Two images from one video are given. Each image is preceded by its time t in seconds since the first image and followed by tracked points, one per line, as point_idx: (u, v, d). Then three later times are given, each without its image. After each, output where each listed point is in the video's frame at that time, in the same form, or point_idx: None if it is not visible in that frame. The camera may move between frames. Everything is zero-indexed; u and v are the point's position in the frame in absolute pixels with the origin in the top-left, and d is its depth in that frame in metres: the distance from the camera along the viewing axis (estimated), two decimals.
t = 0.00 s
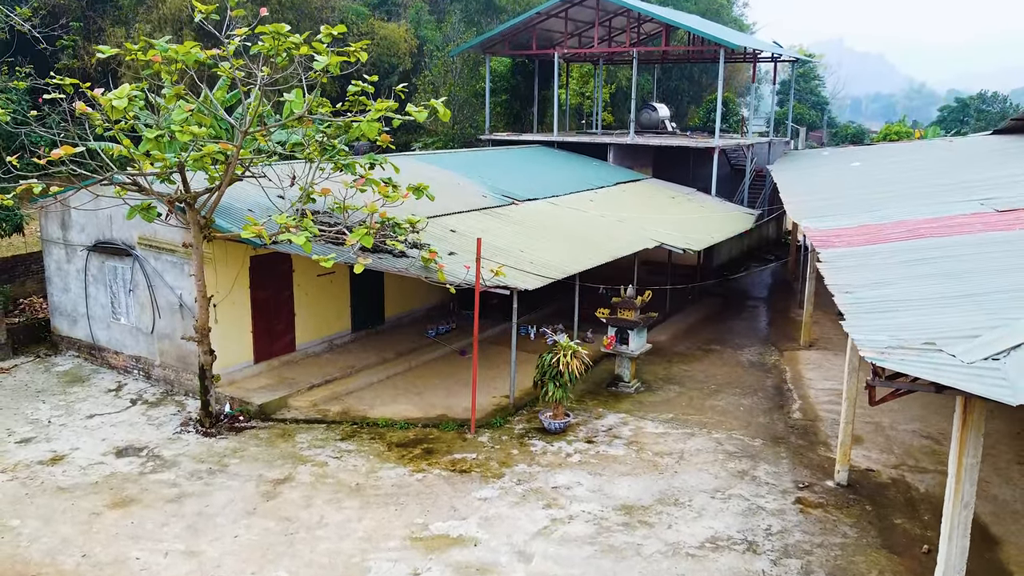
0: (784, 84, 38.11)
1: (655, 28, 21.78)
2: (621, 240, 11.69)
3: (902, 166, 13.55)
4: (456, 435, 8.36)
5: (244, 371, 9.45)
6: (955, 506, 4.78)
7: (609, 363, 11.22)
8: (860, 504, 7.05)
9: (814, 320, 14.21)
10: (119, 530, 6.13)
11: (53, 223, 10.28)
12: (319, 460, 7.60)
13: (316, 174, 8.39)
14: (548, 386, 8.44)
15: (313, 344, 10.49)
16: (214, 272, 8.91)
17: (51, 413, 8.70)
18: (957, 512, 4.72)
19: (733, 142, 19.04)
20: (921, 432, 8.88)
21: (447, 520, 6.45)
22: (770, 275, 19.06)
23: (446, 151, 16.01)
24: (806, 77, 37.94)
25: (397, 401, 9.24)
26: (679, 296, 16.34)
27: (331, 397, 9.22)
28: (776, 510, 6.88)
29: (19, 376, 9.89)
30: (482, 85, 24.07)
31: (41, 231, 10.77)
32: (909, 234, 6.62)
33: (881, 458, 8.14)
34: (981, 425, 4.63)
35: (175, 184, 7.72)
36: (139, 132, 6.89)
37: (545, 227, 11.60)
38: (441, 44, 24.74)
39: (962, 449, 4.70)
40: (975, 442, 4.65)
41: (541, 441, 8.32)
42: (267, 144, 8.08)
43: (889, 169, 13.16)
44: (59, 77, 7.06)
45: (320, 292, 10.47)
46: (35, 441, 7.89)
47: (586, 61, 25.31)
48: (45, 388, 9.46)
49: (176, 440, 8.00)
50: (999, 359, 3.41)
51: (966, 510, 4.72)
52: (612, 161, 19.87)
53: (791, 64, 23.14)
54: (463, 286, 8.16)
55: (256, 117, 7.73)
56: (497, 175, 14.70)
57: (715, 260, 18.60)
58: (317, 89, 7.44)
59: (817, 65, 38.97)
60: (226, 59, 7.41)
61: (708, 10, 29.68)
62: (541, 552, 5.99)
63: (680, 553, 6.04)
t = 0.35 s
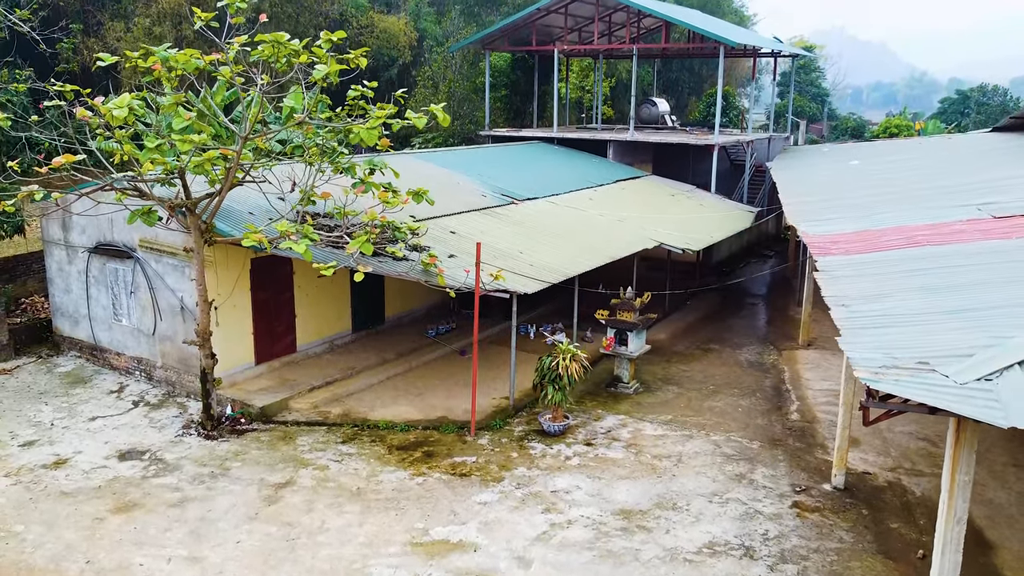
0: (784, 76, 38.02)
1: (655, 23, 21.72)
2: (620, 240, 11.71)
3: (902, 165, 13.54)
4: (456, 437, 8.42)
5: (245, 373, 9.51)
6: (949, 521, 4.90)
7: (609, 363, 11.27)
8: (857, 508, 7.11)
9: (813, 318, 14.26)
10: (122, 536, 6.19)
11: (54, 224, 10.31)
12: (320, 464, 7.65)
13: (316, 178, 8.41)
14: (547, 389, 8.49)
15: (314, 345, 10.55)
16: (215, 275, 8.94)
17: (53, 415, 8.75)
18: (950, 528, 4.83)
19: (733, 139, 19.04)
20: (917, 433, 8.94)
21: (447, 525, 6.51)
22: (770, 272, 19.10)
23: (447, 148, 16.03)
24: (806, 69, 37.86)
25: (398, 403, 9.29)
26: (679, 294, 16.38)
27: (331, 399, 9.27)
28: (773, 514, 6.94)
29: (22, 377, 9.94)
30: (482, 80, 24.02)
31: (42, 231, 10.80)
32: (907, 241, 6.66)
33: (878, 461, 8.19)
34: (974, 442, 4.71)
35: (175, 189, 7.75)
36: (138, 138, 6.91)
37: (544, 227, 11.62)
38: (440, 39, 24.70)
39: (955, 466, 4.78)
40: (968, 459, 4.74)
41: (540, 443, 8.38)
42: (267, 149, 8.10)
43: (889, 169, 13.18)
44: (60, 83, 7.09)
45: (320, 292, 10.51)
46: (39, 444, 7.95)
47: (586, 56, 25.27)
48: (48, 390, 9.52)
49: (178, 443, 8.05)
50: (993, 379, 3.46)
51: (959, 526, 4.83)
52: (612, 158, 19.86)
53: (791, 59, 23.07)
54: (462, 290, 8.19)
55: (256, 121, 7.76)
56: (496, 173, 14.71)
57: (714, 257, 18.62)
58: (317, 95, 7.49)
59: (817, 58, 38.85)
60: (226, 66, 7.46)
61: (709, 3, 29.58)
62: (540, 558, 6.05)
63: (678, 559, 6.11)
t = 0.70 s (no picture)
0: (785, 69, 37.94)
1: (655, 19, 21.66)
2: (620, 241, 11.75)
3: (902, 165, 13.54)
4: (456, 440, 8.49)
5: (246, 375, 9.57)
6: (941, 538, 4.99)
7: (608, 364, 11.33)
8: (853, 512, 7.18)
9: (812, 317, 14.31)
10: (126, 542, 6.27)
11: (56, 226, 10.34)
12: (321, 468, 7.72)
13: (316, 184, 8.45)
14: (547, 393, 8.56)
15: (315, 346, 10.61)
16: (217, 279, 9.00)
17: (56, 417, 8.82)
18: (943, 545, 4.93)
19: (733, 136, 19.02)
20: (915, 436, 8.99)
21: (447, 531, 6.58)
22: (768, 269, 19.13)
23: (446, 146, 16.05)
24: (806, 61, 37.77)
25: (398, 406, 9.35)
26: (678, 292, 16.42)
27: (332, 401, 9.34)
28: (770, 519, 7.01)
29: (24, 378, 10.01)
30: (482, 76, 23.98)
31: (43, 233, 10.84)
32: (904, 249, 6.68)
33: (875, 464, 8.25)
34: (965, 463, 4.82)
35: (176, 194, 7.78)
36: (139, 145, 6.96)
37: (544, 228, 11.65)
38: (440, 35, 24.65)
39: (948, 485, 4.88)
40: (960, 479, 4.84)
41: (539, 446, 8.45)
42: (267, 155, 8.13)
43: (888, 169, 13.18)
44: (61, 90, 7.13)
45: (321, 294, 10.55)
46: (42, 448, 8.01)
47: (586, 51, 25.23)
48: (51, 392, 9.58)
49: (181, 446, 8.12)
50: (985, 402, 3.52)
51: (951, 542, 4.93)
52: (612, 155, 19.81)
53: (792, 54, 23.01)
54: (462, 294, 8.25)
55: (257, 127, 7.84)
56: (496, 172, 14.71)
57: (713, 254, 18.66)
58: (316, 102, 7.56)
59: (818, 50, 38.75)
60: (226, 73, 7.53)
61: None
62: (539, 564, 6.13)
63: (675, 565, 6.18)
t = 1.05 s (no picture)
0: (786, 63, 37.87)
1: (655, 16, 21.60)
2: (619, 242, 11.79)
3: (902, 165, 13.53)
4: (456, 443, 8.55)
5: (248, 378, 9.63)
6: (935, 552, 5.07)
7: (607, 365, 11.39)
8: (850, 517, 7.24)
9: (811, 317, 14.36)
10: (129, 548, 6.34)
11: (57, 229, 10.38)
12: (322, 472, 7.78)
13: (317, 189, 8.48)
14: (546, 397, 8.62)
15: (316, 348, 10.66)
16: (218, 282, 9.05)
17: (59, 421, 8.88)
18: (936, 559, 5.01)
19: (733, 134, 18.98)
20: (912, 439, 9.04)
21: (447, 536, 6.64)
22: (768, 267, 19.17)
23: (446, 145, 16.08)
24: (807, 55, 37.69)
25: (398, 408, 9.41)
26: (677, 291, 16.45)
27: (333, 404, 9.39)
28: (767, 524, 7.07)
29: (27, 381, 10.06)
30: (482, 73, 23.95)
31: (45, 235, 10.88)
32: (903, 256, 6.69)
33: (872, 467, 8.31)
34: (959, 479, 4.89)
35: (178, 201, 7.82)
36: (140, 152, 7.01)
37: (543, 230, 11.69)
38: (440, 32, 24.62)
39: (942, 501, 4.96)
40: (954, 495, 4.91)
41: (539, 450, 8.51)
42: (268, 162, 8.17)
43: (888, 170, 13.18)
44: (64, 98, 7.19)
45: (321, 296, 10.60)
46: (45, 452, 8.08)
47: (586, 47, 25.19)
48: (54, 394, 9.64)
49: (183, 450, 8.18)
50: (979, 421, 3.57)
51: (945, 557, 5.01)
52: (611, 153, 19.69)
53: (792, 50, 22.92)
54: (462, 299, 8.29)
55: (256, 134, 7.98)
56: (495, 172, 14.73)
57: (712, 253, 18.68)
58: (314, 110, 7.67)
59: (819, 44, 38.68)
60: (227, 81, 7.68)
61: None
62: (538, 570, 6.19)
63: (672, 571, 6.25)
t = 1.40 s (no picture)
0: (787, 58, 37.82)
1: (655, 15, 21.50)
2: (618, 244, 11.82)
3: (901, 167, 13.55)
4: (456, 448, 8.62)
5: (249, 382, 9.69)
6: (929, 566, 5.15)
7: (607, 368, 11.45)
8: (846, 523, 7.31)
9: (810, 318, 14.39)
10: (133, 554, 6.41)
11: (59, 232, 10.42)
12: (324, 477, 7.85)
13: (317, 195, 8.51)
14: (546, 402, 8.69)
15: (316, 351, 10.70)
16: (219, 287, 9.10)
17: (62, 425, 8.93)
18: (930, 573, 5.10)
19: (733, 133, 18.89)
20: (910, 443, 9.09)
21: (447, 543, 6.72)
22: (767, 266, 19.21)
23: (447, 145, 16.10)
24: (808, 50, 37.64)
25: (399, 412, 9.47)
26: (676, 291, 16.50)
27: (334, 408, 9.45)
28: (764, 530, 7.14)
29: (30, 384, 10.12)
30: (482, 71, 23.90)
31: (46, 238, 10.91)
32: (900, 266, 6.73)
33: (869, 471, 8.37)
34: (952, 496, 4.98)
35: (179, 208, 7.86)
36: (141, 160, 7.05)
37: (543, 232, 11.72)
38: (440, 30, 24.56)
39: (935, 517, 5.04)
40: (947, 511, 4.99)
41: (538, 454, 8.57)
42: (269, 168, 8.21)
43: (887, 172, 13.20)
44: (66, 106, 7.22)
45: (322, 299, 10.65)
46: (49, 456, 8.13)
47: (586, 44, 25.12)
48: (57, 398, 9.69)
49: (185, 455, 8.24)
50: (972, 442, 3.62)
51: (938, 571, 5.10)
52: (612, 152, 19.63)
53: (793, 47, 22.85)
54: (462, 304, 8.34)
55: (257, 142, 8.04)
56: (495, 172, 14.76)
57: (712, 252, 18.71)
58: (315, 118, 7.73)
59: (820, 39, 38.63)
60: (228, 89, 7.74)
61: None
62: None
63: None
